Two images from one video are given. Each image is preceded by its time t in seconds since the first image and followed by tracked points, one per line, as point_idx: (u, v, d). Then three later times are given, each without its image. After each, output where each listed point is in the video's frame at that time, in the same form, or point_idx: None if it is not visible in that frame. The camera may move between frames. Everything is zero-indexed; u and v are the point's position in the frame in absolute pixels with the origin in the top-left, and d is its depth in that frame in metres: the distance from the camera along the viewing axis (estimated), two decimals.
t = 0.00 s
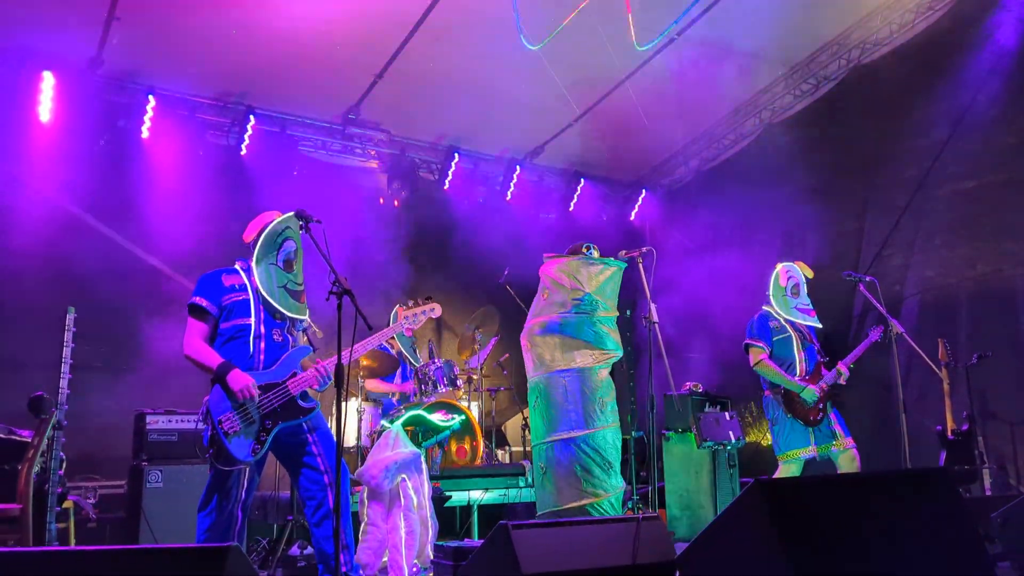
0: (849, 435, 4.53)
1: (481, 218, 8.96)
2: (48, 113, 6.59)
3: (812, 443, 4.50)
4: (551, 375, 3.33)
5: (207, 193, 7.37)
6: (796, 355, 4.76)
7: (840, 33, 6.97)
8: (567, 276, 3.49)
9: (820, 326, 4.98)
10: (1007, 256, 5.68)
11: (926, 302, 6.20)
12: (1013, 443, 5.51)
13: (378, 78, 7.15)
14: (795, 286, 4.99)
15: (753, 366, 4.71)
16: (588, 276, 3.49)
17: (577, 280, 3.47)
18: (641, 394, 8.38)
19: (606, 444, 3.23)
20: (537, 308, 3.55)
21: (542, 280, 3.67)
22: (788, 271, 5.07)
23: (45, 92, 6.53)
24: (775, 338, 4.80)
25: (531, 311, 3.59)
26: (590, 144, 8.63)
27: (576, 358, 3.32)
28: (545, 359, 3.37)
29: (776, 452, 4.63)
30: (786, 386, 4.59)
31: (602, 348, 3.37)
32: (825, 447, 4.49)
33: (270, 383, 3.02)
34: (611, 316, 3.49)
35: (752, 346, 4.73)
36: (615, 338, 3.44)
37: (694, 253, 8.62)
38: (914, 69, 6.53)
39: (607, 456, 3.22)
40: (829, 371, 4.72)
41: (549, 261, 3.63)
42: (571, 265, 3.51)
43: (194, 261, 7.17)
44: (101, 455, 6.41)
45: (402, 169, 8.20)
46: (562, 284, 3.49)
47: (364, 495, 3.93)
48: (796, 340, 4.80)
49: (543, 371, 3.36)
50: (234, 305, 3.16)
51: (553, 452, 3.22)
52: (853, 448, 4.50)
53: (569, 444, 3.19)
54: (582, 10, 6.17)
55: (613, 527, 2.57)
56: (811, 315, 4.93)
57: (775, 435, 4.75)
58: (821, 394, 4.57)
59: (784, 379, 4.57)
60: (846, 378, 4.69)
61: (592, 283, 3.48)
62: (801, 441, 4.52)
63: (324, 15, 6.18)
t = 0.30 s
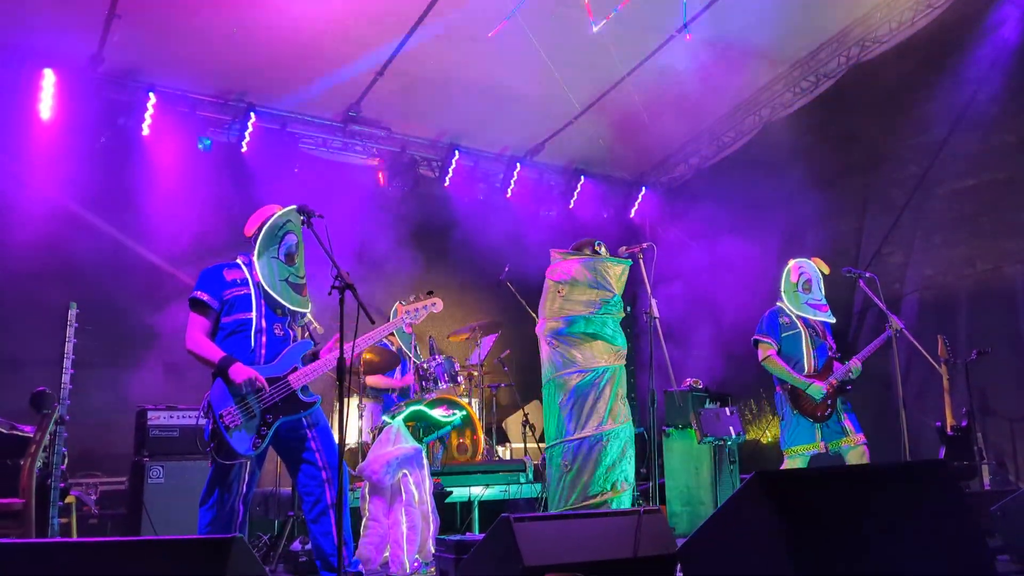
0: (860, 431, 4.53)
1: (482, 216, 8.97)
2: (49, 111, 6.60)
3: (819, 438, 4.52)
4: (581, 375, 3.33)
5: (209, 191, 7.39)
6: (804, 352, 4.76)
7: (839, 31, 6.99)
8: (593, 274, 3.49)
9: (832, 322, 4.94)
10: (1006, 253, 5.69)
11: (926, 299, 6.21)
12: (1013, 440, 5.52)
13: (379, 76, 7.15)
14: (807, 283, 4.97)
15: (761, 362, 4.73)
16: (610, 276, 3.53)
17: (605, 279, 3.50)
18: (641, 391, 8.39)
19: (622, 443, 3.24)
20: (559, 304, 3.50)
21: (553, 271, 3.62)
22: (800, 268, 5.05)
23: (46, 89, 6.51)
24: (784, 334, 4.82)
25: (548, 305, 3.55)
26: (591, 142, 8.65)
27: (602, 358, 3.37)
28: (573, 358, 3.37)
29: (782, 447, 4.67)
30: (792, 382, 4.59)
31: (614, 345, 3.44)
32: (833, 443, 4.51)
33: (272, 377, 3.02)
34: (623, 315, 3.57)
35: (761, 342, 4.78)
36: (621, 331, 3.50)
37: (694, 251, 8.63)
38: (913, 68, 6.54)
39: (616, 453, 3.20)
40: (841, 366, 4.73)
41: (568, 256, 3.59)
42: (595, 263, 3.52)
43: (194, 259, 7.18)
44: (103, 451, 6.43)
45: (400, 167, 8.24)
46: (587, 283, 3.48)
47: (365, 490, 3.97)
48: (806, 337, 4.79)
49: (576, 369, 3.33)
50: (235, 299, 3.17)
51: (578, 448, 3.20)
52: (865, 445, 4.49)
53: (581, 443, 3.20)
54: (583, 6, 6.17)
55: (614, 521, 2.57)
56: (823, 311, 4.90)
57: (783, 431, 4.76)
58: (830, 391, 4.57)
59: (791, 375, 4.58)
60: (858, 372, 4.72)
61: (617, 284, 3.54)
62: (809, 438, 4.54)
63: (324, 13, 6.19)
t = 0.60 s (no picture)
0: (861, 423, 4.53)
1: (483, 208, 8.98)
2: (51, 103, 6.65)
3: (818, 430, 4.52)
4: (604, 368, 3.33)
5: (211, 182, 7.39)
6: (806, 345, 4.77)
7: (841, 23, 6.89)
8: (591, 264, 3.54)
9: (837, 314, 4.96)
10: (1007, 245, 5.69)
11: (927, 291, 6.21)
12: (1013, 431, 5.53)
13: (380, 68, 7.14)
14: (810, 275, 5.01)
15: (762, 352, 4.76)
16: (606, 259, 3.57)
17: (604, 265, 3.53)
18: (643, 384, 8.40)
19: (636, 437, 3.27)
20: (564, 300, 3.53)
21: (547, 270, 3.64)
22: (803, 261, 5.08)
23: (47, 80, 6.58)
24: (787, 325, 4.83)
25: (552, 303, 3.59)
26: (592, 134, 8.64)
27: (622, 346, 3.38)
28: (593, 351, 3.38)
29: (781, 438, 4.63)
30: (793, 373, 4.61)
31: (625, 324, 3.46)
32: (833, 434, 4.53)
33: (273, 366, 3.02)
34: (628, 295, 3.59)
35: (763, 332, 4.80)
36: (628, 311, 3.52)
37: (695, 244, 8.63)
38: (915, 61, 6.53)
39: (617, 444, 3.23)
40: (842, 358, 4.70)
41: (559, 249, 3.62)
42: (590, 251, 3.56)
43: (197, 251, 7.19)
44: (106, 442, 6.45)
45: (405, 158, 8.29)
46: (585, 272, 3.52)
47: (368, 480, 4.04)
48: (807, 328, 4.80)
49: (595, 364, 3.33)
50: (237, 289, 3.18)
51: (599, 440, 3.22)
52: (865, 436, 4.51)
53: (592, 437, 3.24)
54: None
55: (617, 507, 2.59)
56: (825, 302, 4.93)
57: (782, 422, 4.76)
58: (830, 381, 4.56)
59: (791, 366, 4.60)
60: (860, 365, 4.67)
61: (617, 265, 3.57)
62: (807, 428, 4.54)
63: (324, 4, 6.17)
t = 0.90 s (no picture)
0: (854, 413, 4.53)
1: (484, 197, 8.97)
2: (52, 90, 6.64)
3: (815, 419, 4.54)
4: (577, 359, 3.34)
5: (214, 170, 7.40)
6: (800, 332, 4.77)
7: (845, 11, 6.81)
8: (570, 258, 3.50)
9: (826, 301, 4.95)
10: (1009, 237, 5.68)
11: (928, 282, 6.21)
12: (1013, 421, 5.54)
13: (381, 56, 7.11)
14: (800, 263, 4.94)
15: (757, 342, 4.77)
16: (588, 252, 3.52)
17: (581, 259, 3.49)
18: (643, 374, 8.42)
19: (629, 420, 3.24)
20: (546, 294, 3.55)
21: (540, 265, 3.66)
22: (792, 250, 5.02)
23: (49, 67, 6.58)
24: (781, 314, 4.84)
25: (538, 295, 3.62)
26: (594, 124, 8.61)
27: (598, 338, 3.36)
28: (568, 343, 3.38)
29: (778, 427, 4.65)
30: (790, 362, 4.61)
31: (610, 317, 3.42)
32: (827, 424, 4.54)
33: (273, 353, 3.02)
34: (618, 284, 3.49)
35: (758, 322, 4.81)
36: (613, 302, 3.45)
37: (696, 234, 8.62)
38: (917, 52, 6.50)
39: (618, 429, 3.20)
40: (835, 348, 4.72)
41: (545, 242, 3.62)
42: (571, 246, 3.52)
43: (199, 240, 7.19)
44: (108, 430, 6.48)
45: (405, 148, 8.30)
46: (565, 265, 3.51)
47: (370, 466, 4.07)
48: (801, 317, 4.80)
49: (566, 358, 3.36)
50: (237, 276, 3.18)
51: (584, 430, 3.21)
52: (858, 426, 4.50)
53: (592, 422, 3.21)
54: None
55: (617, 492, 2.60)
56: (816, 291, 4.86)
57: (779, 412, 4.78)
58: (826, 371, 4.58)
59: (787, 355, 4.59)
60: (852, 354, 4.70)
61: (597, 259, 3.50)
62: (804, 418, 4.56)
63: None
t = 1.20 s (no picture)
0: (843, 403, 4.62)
1: (485, 186, 8.95)
2: (53, 78, 6.58)
3: (809, 408, 4.55)
4: (556, 338, 3.34)
5: (215, 160, 7.38)
6: (792, 321, 4.80)
7: None
8: (571, 237, 3.50)
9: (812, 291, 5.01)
10: (1009, 227, 5.68)
11: (928, 272, 6.21)
12: (1012, 410, 5.56)
13: (381, 45, 7.08)
14: (787, 254, 4.97)
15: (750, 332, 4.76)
16: (592, 236, 3.50)
17: (581, 240, 3.48)
18: (643, 364, 8.43)
19: (603, 406, 3.20)
20: (542, 272, 3.56)
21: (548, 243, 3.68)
22: (779, 240, 5.04)
23: (48, 55, 6.52)
24: (772, 304, 4.84)
25: (536, 274, 3.61)
26: (595, 113, 8.58)
27: (577, 321, 3.33)
28: (550, 321, 3.39)
29: (771, 416, 4.65)
30: (784, 352, 4.60)
31: (599, 307, 3.37)
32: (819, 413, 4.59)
33: (273, 341, 3.03)
34: (614, 274, 3.46)
35: (749, 311, 4.76)
36: (605, 290, 3.41)
37: (696, 224, 8.61)
38: (919, 42, 6.47)
39: (601, 416, 3.19)
40: (826, 336, 4.75)
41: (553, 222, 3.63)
42: (575, 225, 3.52)
43: (199, 229, 7.18)
44: (109, 418, 6.49)
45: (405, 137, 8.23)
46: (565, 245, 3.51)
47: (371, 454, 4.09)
48: (792, 307, 4.83)
49: (549, 332, 3.36)
50: (237, 263, 3.17)
51: (559, 412, 3.21)
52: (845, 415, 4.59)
53: (573, 406, 3.19)
54: None
55: (618, 479, 2.61)
56: (804, 281, 4.90)
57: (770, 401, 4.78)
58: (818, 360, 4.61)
59: (781, 345, 4.59)
60: (841, 343, 4.75)
61: (597, 244, 3.47)
62: (799, 407, 4.55)
63: None
